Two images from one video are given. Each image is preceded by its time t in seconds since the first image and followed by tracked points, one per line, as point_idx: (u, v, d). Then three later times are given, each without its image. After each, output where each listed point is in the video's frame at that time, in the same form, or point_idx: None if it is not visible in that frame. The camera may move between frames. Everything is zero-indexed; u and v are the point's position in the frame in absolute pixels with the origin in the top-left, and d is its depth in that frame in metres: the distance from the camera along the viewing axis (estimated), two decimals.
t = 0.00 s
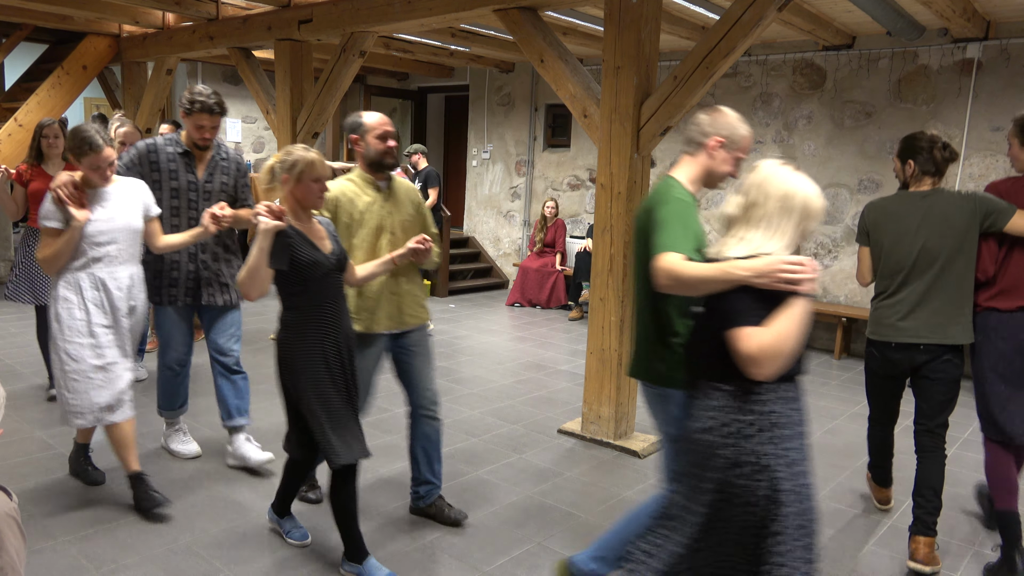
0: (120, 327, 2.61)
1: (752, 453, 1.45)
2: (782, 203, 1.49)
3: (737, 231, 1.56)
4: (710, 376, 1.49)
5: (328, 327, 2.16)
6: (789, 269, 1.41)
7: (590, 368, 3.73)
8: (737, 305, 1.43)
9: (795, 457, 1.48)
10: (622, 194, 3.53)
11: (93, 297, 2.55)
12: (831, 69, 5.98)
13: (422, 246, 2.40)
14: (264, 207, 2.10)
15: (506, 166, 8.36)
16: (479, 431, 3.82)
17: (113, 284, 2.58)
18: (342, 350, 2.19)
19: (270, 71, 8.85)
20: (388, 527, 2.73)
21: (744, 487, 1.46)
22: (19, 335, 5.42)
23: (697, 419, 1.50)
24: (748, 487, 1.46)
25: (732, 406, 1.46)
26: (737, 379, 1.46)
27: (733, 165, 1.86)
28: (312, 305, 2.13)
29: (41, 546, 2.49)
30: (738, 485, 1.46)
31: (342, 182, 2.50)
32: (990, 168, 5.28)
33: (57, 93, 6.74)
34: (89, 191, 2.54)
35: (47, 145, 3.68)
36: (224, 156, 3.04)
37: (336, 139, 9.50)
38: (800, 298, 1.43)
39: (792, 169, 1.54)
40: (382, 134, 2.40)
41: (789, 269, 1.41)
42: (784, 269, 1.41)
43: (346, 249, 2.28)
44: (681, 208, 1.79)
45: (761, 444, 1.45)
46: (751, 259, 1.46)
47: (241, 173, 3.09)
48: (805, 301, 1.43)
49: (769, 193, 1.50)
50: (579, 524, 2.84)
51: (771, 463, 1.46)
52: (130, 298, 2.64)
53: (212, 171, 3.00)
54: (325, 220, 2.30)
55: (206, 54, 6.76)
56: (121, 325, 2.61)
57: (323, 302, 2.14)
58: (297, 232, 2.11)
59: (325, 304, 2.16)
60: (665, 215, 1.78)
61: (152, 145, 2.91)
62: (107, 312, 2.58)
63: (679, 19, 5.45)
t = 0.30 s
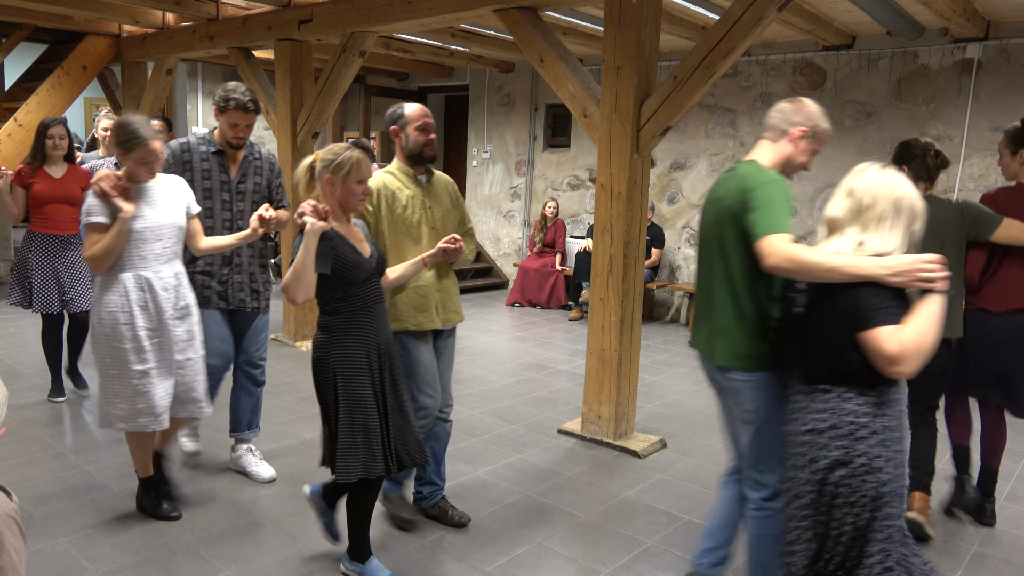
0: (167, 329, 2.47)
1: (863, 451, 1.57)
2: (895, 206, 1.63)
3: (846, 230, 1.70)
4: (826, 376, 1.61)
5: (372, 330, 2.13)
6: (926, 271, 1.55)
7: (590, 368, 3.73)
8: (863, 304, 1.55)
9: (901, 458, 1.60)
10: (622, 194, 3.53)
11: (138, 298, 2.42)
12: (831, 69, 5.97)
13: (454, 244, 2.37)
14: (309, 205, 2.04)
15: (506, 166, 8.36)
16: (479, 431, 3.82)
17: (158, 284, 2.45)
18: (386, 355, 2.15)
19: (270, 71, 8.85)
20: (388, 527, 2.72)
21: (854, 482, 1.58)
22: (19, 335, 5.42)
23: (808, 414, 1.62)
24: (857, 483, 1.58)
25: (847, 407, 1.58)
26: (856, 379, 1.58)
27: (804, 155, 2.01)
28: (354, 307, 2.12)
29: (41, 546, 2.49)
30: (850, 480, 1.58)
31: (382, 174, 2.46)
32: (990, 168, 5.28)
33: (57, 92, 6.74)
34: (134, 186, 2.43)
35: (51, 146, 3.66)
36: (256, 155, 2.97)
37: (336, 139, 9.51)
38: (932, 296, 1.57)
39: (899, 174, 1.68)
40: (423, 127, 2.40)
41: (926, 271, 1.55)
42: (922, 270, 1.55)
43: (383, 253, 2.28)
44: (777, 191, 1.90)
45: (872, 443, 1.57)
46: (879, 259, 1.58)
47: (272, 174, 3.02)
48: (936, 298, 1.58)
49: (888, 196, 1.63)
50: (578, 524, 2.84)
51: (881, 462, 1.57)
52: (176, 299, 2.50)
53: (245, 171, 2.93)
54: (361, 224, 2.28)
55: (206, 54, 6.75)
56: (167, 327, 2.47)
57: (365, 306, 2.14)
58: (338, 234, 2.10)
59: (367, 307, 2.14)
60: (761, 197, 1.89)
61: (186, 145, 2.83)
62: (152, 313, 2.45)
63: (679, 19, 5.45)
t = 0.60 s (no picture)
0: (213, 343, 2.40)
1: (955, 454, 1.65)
2: (964, 216, 1.70)
3: (914, 243, 1.75)
4: (915, 389, 1.69)
5: (399, 333, 2.16)
6: (1010, 278, 1.62)
7: (590, 368, 3.73)
8: (951, 314, 1.63)
9: (994, 465, 1.68)
10: (621, 194, 3.53)
11: (185, 313, 2.36)
12: (831, 69, 5.97)
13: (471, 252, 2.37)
14: (324, 215, 1.97)
15: (506, 166, 8.36)
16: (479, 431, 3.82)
17: (203, 298, 2.40)
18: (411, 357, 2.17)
19: (270, 71, 8.85)
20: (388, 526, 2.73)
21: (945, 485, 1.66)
22: (18, 335, 5.42)
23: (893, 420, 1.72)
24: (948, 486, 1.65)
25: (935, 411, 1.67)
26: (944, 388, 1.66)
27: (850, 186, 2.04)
28: (374, 311, 2.12)
29: (41, 547, 2.49)
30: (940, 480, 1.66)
31: (401, 185, 2.47)
32: (990, 168, 5.28)
33: (57, 92, 6.73)
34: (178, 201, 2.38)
35: (67, 149, 3.70)
36: (274, 155, 2.98)
37: (336, 139, 9.52)
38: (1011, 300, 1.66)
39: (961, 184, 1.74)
40: (446, 136, 2.39)
41: (1009, 279, 1.62)
42: (1006, 278, 1.62)
43: (399, 251, 2.28)
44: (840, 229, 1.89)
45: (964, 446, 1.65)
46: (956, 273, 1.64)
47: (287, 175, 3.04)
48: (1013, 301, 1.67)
49: (958, 207, 1.70)
50: (578, 524, 2.84)
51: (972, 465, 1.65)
52: (221, 312, 2.43)
53: (266, 172, 2.92)
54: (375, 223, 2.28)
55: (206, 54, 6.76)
56: (212, 342, 2.40)
57: (385, 311, 2.14)
58: (354, 240, 2.08)
59: (389, 310, 2.16)
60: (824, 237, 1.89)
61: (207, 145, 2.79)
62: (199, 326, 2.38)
63: (679, 18, 5.45)
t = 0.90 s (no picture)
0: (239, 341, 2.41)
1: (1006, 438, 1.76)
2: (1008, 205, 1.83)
3: (956, 229, 1.87)
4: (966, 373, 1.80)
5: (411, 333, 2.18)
6: None
7: (590, 368, 3.73)
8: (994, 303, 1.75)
9: None
10: (621, 194, 3.54)
11: (208, 312, 2.35)
12: (831, 69, 5.97)
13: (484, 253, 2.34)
14: (324, 228, 1.97)
15: (506, 166, 8.36)
16: (479, 431, 3.82)
17: (220, 297, 2.38)
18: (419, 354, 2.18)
19: (270, 71, 8.85)
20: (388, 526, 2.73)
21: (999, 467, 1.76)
22: (18, 335, 5.42)
23: (942, 410, 1.82)
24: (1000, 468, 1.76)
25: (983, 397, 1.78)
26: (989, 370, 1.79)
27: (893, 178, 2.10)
28: (383, 316, 2.12)
29: (41, 547, 2.49)
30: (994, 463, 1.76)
31: (418, 186, 2.47)
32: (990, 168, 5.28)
33: (57, 92, 6.73)
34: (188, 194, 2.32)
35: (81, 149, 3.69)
36: (281, 156, 2.99)
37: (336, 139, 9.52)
38: None
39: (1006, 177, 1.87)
40: (463, 136, 2.40)
41: None
42: None
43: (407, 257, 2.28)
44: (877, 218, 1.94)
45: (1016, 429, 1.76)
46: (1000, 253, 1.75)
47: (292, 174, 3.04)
48: None
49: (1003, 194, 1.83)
50: (578, 524, 2.84)
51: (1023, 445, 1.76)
52: (240, 308, 2.44)
53: (272, 172, 2.93)
54: (383, 229, 2.28)
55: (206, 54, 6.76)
56: (234, 340, 2.40)
57: (395, 315, 2.15)
58: (360, 247, 2.08)
59: (401, 312, 2.17)
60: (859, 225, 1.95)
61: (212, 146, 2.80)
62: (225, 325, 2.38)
63: (678, 19, 5.45)
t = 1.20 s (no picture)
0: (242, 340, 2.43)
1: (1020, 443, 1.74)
2: None
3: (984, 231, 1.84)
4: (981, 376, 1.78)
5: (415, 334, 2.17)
6: None
7: (590, 367, 3.73)
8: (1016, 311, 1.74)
9: None
10: (621, 194, 3.54)
11: (212, 313, 2.35)
12: (831, 69, 5.97)
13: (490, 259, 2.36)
14: (336, 231, 1.98)
15: (506, 166, 8.37)
16: (479, 431, 3.82)
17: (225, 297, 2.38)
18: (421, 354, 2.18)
19: (270, 71, 8.85)
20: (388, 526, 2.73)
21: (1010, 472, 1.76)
22: (18, 335, 5.42)
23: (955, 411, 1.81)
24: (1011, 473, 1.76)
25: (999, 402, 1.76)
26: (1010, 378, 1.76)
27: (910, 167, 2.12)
28: (389, 318, 2.12)
29: (41, 547, 2.49)
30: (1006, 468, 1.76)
31: (424, 180, 2.46)
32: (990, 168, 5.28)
33: (58, 93, 6.74)
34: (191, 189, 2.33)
35: (79, 150, 3.68)
36: (279, 158, 2.99)
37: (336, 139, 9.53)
38: None
39: None
40: (469, 132, 2.42)
41: None
42: None
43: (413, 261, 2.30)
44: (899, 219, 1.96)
45: None
46: None
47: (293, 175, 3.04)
48: None
49: None
50: (578, 524, 2.84)
51: None
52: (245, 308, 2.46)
53: (269, 173, 2.92)
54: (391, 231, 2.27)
55: (206, 54, 6.76)
56: (237, 341, 2.41)
57: (399, 318, 2.15)
58: (369, 249, 2.09)
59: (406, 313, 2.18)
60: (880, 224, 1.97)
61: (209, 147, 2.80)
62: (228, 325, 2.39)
63: (678, 19, 5.45)
